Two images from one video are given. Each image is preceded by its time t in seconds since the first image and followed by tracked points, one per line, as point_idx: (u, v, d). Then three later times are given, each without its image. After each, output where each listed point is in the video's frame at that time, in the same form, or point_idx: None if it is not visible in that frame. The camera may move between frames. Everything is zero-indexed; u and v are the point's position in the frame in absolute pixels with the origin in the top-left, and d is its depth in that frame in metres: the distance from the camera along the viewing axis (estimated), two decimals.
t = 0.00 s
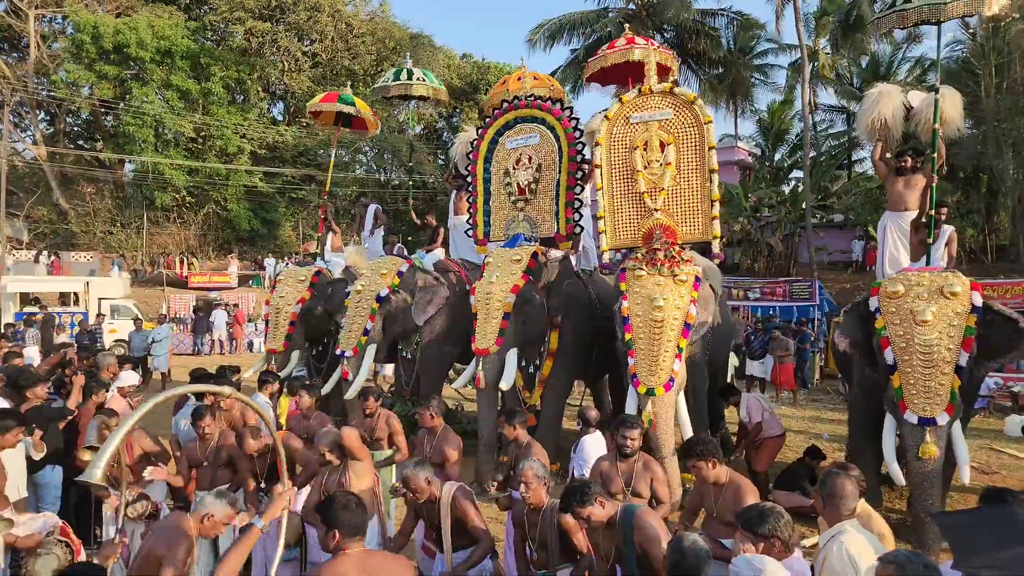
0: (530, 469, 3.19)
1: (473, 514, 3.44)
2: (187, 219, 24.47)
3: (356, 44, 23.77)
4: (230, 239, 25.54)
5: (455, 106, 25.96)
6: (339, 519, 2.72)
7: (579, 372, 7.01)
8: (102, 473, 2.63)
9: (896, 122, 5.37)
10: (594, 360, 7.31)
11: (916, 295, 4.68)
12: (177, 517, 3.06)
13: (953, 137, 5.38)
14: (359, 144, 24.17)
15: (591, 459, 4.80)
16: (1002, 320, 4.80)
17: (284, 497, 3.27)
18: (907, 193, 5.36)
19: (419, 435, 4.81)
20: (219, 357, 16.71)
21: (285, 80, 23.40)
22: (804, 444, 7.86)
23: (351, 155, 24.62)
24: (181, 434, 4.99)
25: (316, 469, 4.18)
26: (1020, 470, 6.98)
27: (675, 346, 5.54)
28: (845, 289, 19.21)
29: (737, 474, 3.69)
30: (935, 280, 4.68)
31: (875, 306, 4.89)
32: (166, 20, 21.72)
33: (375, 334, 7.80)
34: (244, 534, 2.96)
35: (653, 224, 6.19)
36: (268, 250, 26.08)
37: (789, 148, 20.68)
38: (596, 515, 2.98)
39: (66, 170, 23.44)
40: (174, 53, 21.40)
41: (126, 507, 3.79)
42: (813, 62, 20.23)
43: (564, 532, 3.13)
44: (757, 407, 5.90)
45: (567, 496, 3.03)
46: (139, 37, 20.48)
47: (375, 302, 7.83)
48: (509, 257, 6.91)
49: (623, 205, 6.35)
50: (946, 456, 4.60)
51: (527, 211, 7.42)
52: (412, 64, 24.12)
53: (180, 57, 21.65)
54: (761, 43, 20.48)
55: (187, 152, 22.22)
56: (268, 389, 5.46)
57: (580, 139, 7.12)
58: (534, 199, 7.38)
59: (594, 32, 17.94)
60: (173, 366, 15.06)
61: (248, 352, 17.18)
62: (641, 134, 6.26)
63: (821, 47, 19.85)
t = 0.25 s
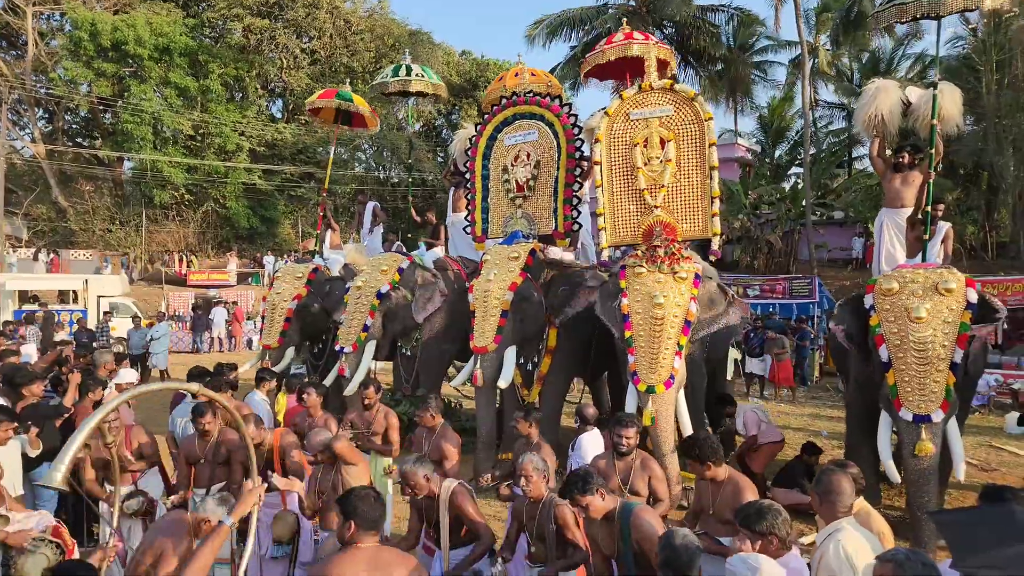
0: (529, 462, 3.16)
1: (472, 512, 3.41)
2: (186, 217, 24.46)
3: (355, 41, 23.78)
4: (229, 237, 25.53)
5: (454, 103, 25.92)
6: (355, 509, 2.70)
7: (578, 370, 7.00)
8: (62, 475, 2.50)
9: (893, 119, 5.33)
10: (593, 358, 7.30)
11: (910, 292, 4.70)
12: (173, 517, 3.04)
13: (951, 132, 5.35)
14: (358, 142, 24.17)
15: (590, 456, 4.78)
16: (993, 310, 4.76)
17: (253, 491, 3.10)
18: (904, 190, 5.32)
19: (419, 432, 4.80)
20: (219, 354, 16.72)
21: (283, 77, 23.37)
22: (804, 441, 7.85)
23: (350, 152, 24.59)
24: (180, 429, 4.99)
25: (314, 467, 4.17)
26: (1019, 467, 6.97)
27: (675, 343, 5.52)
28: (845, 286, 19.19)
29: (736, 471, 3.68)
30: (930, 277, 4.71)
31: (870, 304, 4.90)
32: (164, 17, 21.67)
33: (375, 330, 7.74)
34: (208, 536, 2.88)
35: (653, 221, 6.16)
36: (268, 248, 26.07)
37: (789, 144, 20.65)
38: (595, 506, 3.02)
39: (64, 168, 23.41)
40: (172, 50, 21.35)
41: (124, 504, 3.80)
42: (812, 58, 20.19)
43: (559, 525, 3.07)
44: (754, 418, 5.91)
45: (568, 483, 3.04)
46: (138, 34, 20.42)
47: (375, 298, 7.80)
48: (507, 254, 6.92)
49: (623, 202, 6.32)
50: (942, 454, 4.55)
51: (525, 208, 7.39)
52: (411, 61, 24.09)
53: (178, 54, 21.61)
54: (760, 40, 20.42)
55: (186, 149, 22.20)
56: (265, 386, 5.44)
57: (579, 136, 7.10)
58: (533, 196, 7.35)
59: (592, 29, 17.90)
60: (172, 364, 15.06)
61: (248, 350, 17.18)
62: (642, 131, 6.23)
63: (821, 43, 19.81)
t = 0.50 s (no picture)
0: (529, 455, 3.22)
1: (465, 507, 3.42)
2: (186, 211, 24.41)
3: (354, 35, 23.76)
4: (229, 231, 25.50)
5: (454, 97, 25.85)
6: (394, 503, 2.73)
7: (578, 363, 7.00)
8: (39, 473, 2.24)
9: (890, 111, 5.32)
10: (592, 352, 7.30)
11: (904, 284, 4.68)
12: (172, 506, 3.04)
13: (950, 123, 5.28)
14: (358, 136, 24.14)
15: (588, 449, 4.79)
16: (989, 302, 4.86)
17: (240, 483, 3.01)
18: (899, 182, 5.32)
19: (422, 423, 4.81)
20: (219, 349, 16.71)
21: (282, 71, 23.32)
22: (803, 434, 7.85)
23: (350, 146, 24.54)
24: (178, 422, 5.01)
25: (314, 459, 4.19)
26: (1020, 459, 6.97)
27: (678, 337, 5.52)
28: (845, 279, 19.14)
29: (736, 463, 3.68)
30: (924, 268, 4.68)
31: (864, 296, 4.88)
32: (163, 11, 21.58)
33: (376, 324, 7.69)
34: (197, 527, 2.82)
35: (654, 214, 6.14)
36: (268, 243, 26.06)
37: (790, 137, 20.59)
38: (590, 500, 2.96)
39: (64, 163, 23.37)
40: (170, 44, 21.26)
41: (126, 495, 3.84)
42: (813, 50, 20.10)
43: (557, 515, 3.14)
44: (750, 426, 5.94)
45: (560, 479, 3.00)
46: (136, 28, 20.34)
47: (376, 291, 7.76)
48: (506, 248, 6.91)
49: (624, 195, 6.30)
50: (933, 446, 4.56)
51: (525, 201, 7.38)
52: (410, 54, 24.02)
53: (177, 48, 21.53)
54: (759, 32, 20.32)
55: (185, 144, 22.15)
56: (265, 379, 5.43)
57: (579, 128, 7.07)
58: (533, 189, 7.34)
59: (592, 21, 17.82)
60: (172, 359, 15.05)
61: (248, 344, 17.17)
62: (643, 123, 6.21)
63: (822, 35, 19.72)
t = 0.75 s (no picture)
0: (521, 451, 3.18)
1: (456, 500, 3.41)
2: (185, 204, 24.40)
3: (354, 27, 23.70)
4: (229, 224, 25.49)
5: (454, 89, 25.78)
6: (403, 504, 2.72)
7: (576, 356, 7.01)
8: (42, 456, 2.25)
9: (884, 104, 5.28)
10: (591, 346, 7.31)
11: (897, 277, 4.71)
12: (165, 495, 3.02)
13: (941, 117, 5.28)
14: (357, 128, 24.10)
15: (585, 442, 4.79)
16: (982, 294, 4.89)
17: (241, 477, 3.04)
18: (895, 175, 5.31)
19: (423, 414, 4.82)
20: (219, 341, 16.73)
21: (282, 62, 23.25)
22: (801, 427, 7.87)
23: (350, 138, 24.50)
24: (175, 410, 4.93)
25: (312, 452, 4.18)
26: (1017, 453, 6.98)
27: (678, 330, 5.52)
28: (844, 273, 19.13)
29: (734, 455, 3.67)
30: (918, 262, 4.72)
31: (858, 288, 4.91)
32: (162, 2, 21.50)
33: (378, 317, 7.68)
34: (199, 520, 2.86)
35: (655, 208, 6.12)
36: (267, 235, 26.07)
37: (791, 130, 20.53)
38: (580, 497, 2.94)
39: (63, 154, 23.33)
40: (169, 35, 21.17)
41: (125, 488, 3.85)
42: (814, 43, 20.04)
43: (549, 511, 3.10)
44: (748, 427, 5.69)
45: (551, 477, 2.99)
46: (135, 19, 20.26)
47: (380, 285, 7.77)
48: (505, 241, 6.91)
49: (624, 189, 6.28)
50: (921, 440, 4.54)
51: (524, 194, 7.37)
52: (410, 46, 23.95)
53: (176, 39, 21.45)
54: (760, 25, 20.23)
55: (184, 136, 22.11)
56: (264, 371, 5.43)
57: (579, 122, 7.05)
58: (532, 182, 7.32)
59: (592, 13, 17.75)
60: (172, 351, 15.08)
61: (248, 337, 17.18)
62: (645, 117, 6.19)
63: (824, 27, 19.65)
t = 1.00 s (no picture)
0: (513, 454, 3.19)
1: (453, 496, 3.46)
2: (188, 198, 24.45)
3: (356, 20, 23.68)
4: (231, 217, 25.56)
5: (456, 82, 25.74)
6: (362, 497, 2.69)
7: (575, 352, 7.04)
8: (90, 439, 2.37)
9: (879, 99, 5.31)
10: (591, 341, 7.32)
11: (891, 273, 4.72)
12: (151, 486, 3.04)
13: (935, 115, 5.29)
14: (359, 122, 24.10)
15: (584, 438, 4.83)
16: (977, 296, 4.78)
17: (268, 480, 3.04)
18: (889, 171, 5.32)
19: (425, 410, 4.84)
20: (221, 335, 16.81)
21: (283, 56, 23.29)
22: (801, 422, 7.90)
23: (351, 132, 24.49)
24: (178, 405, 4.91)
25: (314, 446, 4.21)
26: (1016, 448, 7.01)
27: (679, 326, 5.54)
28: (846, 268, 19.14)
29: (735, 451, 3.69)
30: (912, 258, 4.73)
31: (852, 283, 4.91)
32: None
33: (381, 314, 7.71)
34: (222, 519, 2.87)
35: (657, 204, 6.11)
36: (269, 229, 26.14)
37: (793, 124, 20.52)
38: (575, 493, 3.00)
39: (65, 149, 23.36)
40: (170, 28, 21.13)
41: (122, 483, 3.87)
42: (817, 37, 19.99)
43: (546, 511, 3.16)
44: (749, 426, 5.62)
45: (547, 473, 3.02)
46: (136, 12, 20.22)
47: (383, 281, 7.79)
48: (505, 236, 6.92)
49: (626, 184, 6.28)
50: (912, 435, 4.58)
51: (525, 189, 7.37)
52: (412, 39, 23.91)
53: (177, 33, 21.40)
54: (761, 19, 20.16)
55: (186, 130, 22.10)
56: (266, 367, 5.47)
57: (580, 116, 7.05)
58: (532, 177, 7.33)
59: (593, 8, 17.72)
60: (175, 345, 15.15)
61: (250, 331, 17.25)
62: (646, 112, 6.20)
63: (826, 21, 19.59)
